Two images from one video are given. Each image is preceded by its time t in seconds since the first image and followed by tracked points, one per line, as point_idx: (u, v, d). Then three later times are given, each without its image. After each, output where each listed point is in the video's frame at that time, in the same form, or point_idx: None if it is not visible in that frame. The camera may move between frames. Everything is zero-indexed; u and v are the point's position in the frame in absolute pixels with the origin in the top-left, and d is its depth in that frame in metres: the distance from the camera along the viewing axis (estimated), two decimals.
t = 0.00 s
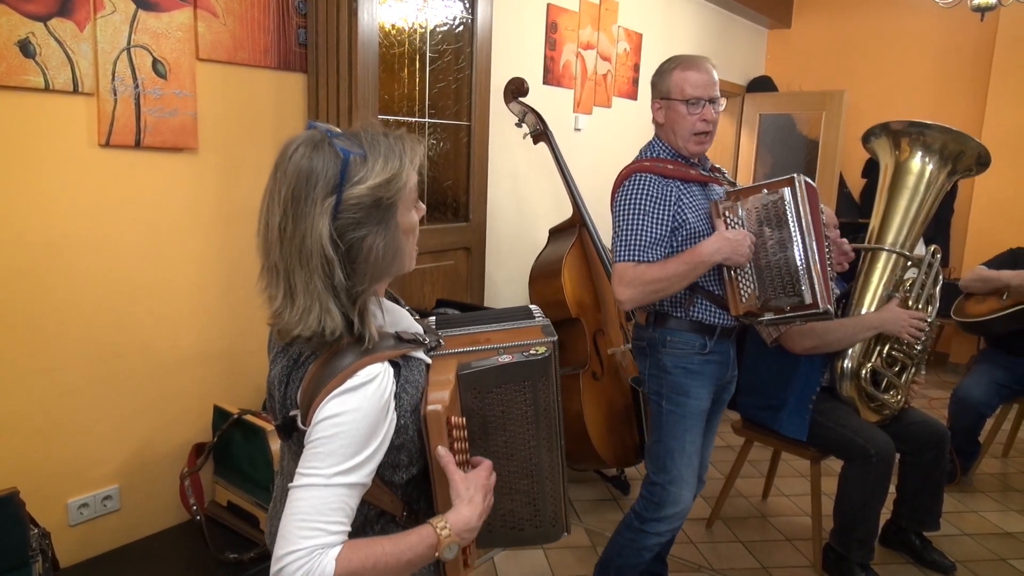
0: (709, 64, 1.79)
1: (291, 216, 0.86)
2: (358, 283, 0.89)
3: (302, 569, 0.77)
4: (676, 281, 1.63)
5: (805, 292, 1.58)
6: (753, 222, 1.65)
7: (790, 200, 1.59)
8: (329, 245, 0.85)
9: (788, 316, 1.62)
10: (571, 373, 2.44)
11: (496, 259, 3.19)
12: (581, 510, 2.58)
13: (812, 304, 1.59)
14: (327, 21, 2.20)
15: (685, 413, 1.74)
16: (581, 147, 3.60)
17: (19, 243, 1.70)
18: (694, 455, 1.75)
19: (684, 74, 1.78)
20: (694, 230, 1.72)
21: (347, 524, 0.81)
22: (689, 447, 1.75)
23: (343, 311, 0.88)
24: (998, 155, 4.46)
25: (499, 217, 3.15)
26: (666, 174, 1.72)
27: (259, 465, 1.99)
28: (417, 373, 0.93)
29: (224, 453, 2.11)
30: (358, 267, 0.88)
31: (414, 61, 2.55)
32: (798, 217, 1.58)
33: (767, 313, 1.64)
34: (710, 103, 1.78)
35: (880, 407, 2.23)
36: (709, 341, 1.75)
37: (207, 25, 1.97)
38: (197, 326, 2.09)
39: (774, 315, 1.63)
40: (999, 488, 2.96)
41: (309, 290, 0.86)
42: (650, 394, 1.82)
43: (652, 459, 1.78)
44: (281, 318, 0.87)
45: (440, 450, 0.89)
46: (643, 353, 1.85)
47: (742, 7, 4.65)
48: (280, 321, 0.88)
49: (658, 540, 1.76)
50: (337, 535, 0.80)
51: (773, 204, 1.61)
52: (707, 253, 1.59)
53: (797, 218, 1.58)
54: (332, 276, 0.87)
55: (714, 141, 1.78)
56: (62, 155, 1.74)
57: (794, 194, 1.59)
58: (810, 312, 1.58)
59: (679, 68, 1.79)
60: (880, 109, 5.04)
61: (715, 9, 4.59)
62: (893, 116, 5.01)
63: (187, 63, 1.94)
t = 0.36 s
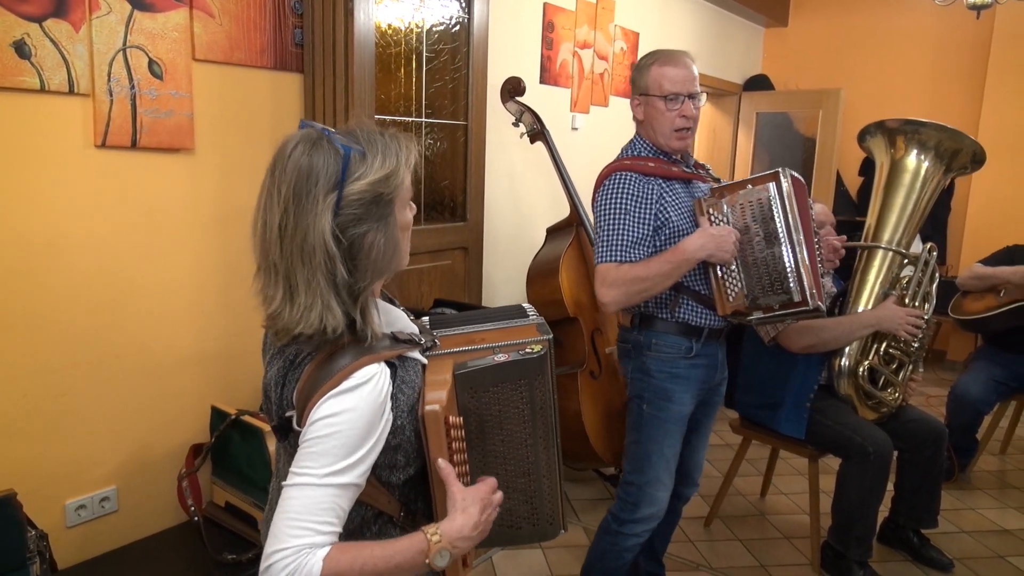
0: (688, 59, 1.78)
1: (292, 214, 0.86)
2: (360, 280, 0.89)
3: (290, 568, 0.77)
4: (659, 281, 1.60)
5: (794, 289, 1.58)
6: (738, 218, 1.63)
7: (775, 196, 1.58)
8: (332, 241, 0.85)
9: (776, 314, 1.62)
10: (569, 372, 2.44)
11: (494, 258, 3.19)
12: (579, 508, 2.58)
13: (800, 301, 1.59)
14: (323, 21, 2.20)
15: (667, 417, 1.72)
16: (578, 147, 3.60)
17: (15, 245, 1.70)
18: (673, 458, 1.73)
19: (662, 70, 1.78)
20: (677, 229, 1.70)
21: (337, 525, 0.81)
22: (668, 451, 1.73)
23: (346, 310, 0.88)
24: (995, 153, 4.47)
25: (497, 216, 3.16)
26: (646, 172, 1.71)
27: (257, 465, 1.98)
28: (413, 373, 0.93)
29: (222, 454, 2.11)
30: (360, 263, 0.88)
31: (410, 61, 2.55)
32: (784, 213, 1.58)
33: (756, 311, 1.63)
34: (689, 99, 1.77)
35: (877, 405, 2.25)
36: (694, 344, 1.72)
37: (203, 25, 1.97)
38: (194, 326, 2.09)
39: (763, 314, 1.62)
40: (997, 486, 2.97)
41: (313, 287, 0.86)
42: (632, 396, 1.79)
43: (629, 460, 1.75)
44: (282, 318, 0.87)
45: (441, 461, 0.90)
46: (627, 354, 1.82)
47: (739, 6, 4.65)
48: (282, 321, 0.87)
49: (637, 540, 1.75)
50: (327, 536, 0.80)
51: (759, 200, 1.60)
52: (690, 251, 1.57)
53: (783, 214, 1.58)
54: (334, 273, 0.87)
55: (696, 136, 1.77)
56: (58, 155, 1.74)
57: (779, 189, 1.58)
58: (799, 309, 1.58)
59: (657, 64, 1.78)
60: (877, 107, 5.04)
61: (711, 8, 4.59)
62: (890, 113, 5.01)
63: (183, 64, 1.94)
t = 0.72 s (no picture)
0: (670, 55, 1.72)
1: (281, 209, 0.86)
2: (349, 275, 0.89)
3: (292, 568, 0.77)
4: (634, 284, 1.54)
5: (774, 295, 1.55)
6: (718, 220, 1.60)
7: (757, 198, 1.56)
8: (322, 235, 0.86)
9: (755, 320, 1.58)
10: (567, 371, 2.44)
11: (492, 257, 3.19)
12: (577, 507, 2.58)
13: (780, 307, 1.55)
14: (320, 20, 2.20)
15: (645, 420, 1.67)
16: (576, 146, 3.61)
17: (12, 245, 1.69)
18: (652, 461, 1.69)
19: (644, 66, 1.71)
20: (654, 230, 1.65)
21: (336, 523, 0.81)
22: (646, 454, 1.68)
23: (335, 306, 0.89)
24: (993, 151, 4.48)
25: (495, 215, 3.16)
26: (626, 172, 1.65)
27: (255, 465, 1.98)
28: (403, 371, 0.93)
29: (220, 454, 2.11)
30: (349, 259, 0.89)
31: (408, 60, 2.55)
32: (765, 215, 1.55)
33: (734, 317, 1.59)
34: (671, 97, 1.71)
35: (875, 403, 2.24)
36: (672, 347, 1.67)
37: (200, 24, 1.97)
38: (191, 326, 2.09)
39: (741, 320, 1.59)
40: (994, 484, 2.97)
41: (304, 283, 0.86)
42: (610, 400, 1.75)
43: (608, 463, 1.71)
44: (272, 314, 0.87)
45: (431, 441, 0.89)
46: (604, 358, 1.78)
47: (737, 5, 4.66)
48: (271, 317, 0.87)
49: (621, 543, 1.70)
50: (326, 535, 0.79)
51: (740, 202, 1.57)
52: (668, 253, 1.52)
53: (765, 216, 1.55)
54: (324, 267, 0.87)
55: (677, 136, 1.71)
56: (55, 155, 1.74)
57: (762, 191, 1.56)
58: (778, 316, 1.55)
59: (638, 59, 1.71)
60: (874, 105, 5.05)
61: (708, 7, 4.59)
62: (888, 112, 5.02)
63: (180, 63, 1.94)
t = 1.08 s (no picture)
0: (659, 53, 1.71)
1: (267, 208, 0.86)
2: (336, 273, 0.90)
3: (268, 560, 0.77)
4: (620, 284, 1.52)
5: (757, 297, 1.58)
6: (702, 221, 1.62)
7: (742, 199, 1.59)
8: (307, 234, 0.86)
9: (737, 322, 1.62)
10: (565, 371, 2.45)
11: (490, 257, 3.20)
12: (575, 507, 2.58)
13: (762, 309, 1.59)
14: (319, 20, 2.20)
15: (628, 424, 1.66)
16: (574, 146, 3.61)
17: (11, 245, 1.69)
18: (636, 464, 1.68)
19: (632, 63, 1.70)
20: (639, 230, 1.63)
21: (317, 519, 0.81)
22: (630, 457, 1.68)
23: (322, 304, 0.89)
24: (991, 151, 4.48)
25: (493, 216, 3.16)
26: (609, 171, 1.64)
27: (253, 464, 1.99)
28: (393, 369, 0.94)
29: (218, 454, 2.11)
30: (335, 257, 0.89)
31: (406, 60, 2.55)
32: (750, 216, 1.58)
33: (717, 319, 1.62)
34: (658, 95, 1.70)
35: (872, 403, 2.24)
36: (656, 351, 1.66)
37: (198, 25, 1.97)
38: (189, 326, 2.09)
39: (725, 321, 1.61)
40: (991, 483, 2.98)
41: (292, 281, 0.87)
42: (593, 405, 1.73)
43: (592, 467, 1.70)
44: (259, 312, 0.87)
45: (417, 437, 0.89)
46: (586, 362, 1.76)
47: (735, 5, 4.67)
48: (259, 315, 0.87)
49: (610, 545, 1.69)
50: (306, 529, 0.80)
51: (726, 203, 1.60)
52: (655, 251, 1.50)
53: (749, 217, 1.58)
54: (310, 265, 0.88)
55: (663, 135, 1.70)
56: (53, 155, 1.74)
57: (746, 192, 1.58)
58: (761, 317, 1.59)
59: (627, 56, 1.70)
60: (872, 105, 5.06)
61: (707, 7, 4.60)
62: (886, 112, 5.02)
63: (179, 64, 1.94)
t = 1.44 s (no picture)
0: (658, 53, 1.70)
1: (246, 205, 0.88)
2: (310, 273, 0.89)
3: (265, 555, 0.77)
4: (623, 291, 1.51)
5: (751, 297, 1.60)
6: (697, 220, 1.62)
7: (736, 199, 1.59)
8: (281, 234, 0.86)
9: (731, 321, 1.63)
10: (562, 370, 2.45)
11: (488, 257, 3.20)
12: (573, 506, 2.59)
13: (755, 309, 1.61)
14: (317, 20, 2.20)
15: (625, 426, 1.66)
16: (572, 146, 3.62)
17: (9, 245, 1.69)
18: (632, 465, 1.68)
19: (633, 62, 1.68)
20: (638, 233, 1.62)
21: (312, 514, 0.81)
22: (626, 459, 1.68)
23: (296, 303, 0.89)
24: (988, 151, 4.49)
25: (491, 215, 3.17)
26: (604, 172, 1.62)
27: (251, 464, 1.99)
28: (386, 366, 0.94)
29: (217, 454, 2.11)
30: (310, 258, 0.89)
31: (404, 61, 2.55)
32: (744, 215, 1.59)
33: (711, 318, 1.63)
34: (659, 95, 1.69)
35: (869, 402, 2.24)
36: (652, 351, 1.67)
37: (196, 25, 1.97)
38: (187, 326, 2.10)
39: (719, 321, 1.62)
40: (989, 482, 2.99)
41: (258, 278, 0.87)
42: (588, 407, 1.73)
43: (587, 469, 1.70)
44: (237, 306, 0.89)
45: (410, 433, 0.89)
46: (581, 364, 1.75)
47: (733, 5, 4.68)
48: (237, 309, 0.89)
49: (605, 545, 1.69)
50: (301, 523, 0.80)
51: (720, 203, 1.60)
52: (660, 257, 1.50)
53: (744, 217, 1.59)
54: (283, 265, 0.87)
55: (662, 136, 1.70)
56: (51, 155, 1.74)
57: (740, 192, 1.59)
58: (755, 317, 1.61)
59: (628, 54, 1.68)
60: (869, 105, 5.06)
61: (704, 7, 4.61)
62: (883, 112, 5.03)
63: (176, 64, 1.94)
